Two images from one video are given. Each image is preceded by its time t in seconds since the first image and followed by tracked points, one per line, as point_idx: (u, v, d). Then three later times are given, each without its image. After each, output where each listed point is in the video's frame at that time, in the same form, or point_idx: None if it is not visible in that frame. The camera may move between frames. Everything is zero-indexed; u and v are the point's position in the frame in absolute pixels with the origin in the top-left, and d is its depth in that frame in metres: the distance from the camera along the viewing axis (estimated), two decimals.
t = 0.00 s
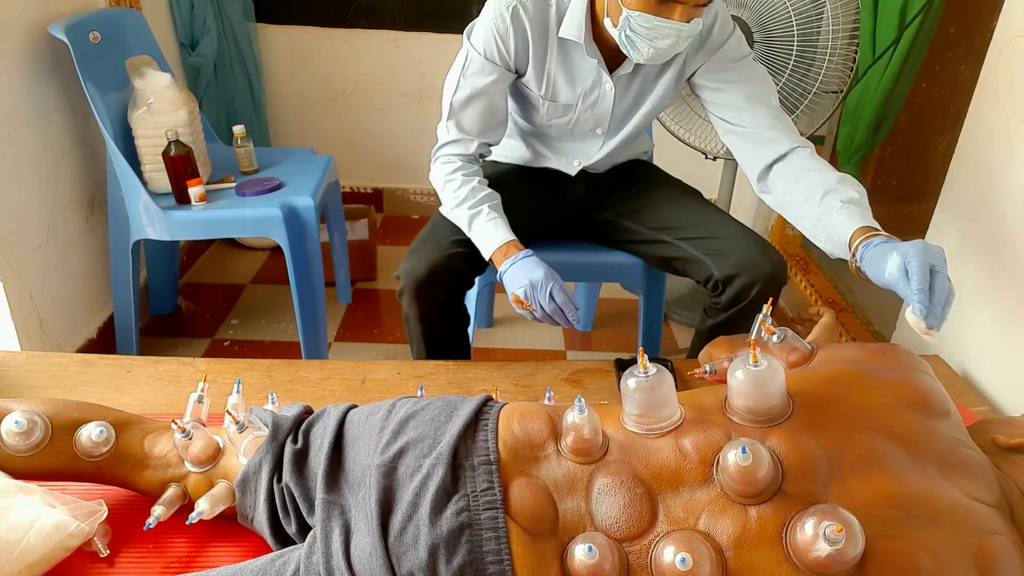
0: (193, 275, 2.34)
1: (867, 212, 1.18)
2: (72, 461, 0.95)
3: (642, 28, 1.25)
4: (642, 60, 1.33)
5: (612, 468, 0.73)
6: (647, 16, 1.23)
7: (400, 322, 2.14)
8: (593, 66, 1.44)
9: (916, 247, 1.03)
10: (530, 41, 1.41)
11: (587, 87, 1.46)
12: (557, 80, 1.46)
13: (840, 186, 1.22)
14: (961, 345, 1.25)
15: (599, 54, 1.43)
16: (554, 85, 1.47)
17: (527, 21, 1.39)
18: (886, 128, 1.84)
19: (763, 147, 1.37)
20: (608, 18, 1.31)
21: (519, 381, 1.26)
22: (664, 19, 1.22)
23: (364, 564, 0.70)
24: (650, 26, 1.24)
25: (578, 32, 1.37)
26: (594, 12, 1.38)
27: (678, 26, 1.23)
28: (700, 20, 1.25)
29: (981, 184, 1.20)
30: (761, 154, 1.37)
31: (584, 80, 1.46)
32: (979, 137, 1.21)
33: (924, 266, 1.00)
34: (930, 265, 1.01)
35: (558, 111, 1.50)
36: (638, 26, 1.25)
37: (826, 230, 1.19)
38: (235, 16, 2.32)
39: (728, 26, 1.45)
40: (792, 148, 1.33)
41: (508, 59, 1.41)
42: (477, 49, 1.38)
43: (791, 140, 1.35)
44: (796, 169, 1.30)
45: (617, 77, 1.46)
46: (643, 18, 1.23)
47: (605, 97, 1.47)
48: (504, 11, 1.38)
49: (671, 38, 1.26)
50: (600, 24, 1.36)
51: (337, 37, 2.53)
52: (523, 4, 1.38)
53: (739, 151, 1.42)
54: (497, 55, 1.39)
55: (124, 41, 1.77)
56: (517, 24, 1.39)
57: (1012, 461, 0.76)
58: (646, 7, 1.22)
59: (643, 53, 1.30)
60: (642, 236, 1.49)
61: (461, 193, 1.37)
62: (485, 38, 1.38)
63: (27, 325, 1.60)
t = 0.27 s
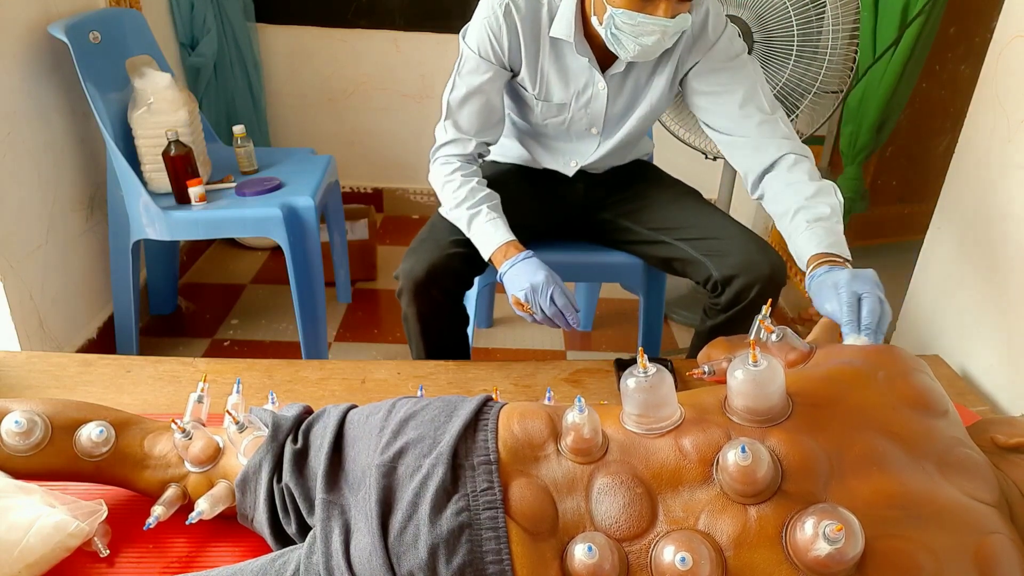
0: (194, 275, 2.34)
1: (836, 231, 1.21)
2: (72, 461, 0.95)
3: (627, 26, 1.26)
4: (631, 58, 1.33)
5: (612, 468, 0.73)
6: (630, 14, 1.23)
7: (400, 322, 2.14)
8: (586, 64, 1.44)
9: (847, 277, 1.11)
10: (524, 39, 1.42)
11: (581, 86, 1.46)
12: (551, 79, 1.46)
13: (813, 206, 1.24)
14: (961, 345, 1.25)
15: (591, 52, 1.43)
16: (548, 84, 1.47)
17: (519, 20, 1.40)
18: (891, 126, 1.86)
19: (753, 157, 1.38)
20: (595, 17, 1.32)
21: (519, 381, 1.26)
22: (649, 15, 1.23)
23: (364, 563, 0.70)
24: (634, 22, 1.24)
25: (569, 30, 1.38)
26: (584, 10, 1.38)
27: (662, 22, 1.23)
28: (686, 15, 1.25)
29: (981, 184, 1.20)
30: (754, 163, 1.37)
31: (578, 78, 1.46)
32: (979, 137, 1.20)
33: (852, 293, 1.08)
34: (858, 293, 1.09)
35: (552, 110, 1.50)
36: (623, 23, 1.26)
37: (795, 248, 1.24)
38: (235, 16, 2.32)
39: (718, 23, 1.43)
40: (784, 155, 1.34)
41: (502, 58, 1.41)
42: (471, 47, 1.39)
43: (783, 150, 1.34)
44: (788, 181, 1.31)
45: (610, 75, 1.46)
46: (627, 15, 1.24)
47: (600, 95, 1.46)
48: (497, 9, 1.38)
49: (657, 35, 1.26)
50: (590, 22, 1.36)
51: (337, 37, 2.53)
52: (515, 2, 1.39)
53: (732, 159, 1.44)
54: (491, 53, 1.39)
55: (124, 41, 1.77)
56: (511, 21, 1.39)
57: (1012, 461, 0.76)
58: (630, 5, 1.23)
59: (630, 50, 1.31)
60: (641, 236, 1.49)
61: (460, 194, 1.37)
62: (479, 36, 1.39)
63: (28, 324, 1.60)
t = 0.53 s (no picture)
0: (194, 275, 2.34)
1: (859, 200, 1.22)
2: (72, 461, 0.95)
3: (613, 28, 1.26)
4: (621, 58, 1.34)
5: (612, 468, 0.73)
6: (615, 16, 1.24)
7: (400, 322, 2.14)
8: (578, 65, 1.44)
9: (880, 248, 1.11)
10: (517, 40, 1.42)
11: (576, 86, 1.47)
12: (545, 79, 1.47)
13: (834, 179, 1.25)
14: (961, 345, 1.25)
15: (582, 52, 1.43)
16: (543, 84, 1.48)
17: (513, 21, 1.40)
18: (887, 125, 1.84)
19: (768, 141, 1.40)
20: (582, 20, 1.32)
21: (519, 381, 1.26)
22: (634, 17, 1.23)
23: (364, 564, 0.70)
24: (621, 24, 1.25)
25: (558, 31, 1.38)
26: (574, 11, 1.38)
27: (647, 22, 1.23)
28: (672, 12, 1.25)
29: (981, 184, 1.20)
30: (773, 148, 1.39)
31: (573, 79, 1.46)
32: (979, 137, 1.20)
33: (879, 269, 1.09)
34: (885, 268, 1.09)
35: (548, 111, 1.50)
36: (609, 26, 1.26)
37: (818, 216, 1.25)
38: (235, 16, 2.32)
39: (716, 21, 1.44)
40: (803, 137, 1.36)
41: (497, 59, 1.42)
42: (465, 49, 1.40)
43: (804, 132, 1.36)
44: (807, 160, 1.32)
45: (604, 76, 1.46)
46: (612, 17, 1.24)
47: (594, 95, 1.46)
48: (489, 11, 1.39)
49: (643, 35, 1.26)
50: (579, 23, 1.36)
51: (337, 37, 2.53)
52: (509, 4, 1.39)
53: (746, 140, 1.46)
54: (485, 54, 1.40)
55: (124, 41, 1.77)
56: (504, 23, 1.40)
57: (1013, 461, 0.76)
58: (615, 7, 1.23)
59: (618, 51, 1.31)
60: (641, 236, 1.49)
61: (455, 194, 1.37)
62: (473, 38, 1.40)
63: (27, 324, 1.60)
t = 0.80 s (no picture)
0: (194, 275, 2.34)
1: (854, 222, 1.16)
2: (72, 461, 0.95)
3: (614, 26, 1.26)
4: (621, 56, 1.34)
5: (611, 468, 0.73)
6: (615, 14, 1.24)
7: (400, 322, 2.14)
8: (576, 64, 1.45)
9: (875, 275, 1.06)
10: (517, 38, 1.42)
11: (576, 85, 1.47)
12: (544, 79, 1.47)
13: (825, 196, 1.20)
14: (961, 345, 1.25)
15: (581, 51, 1.43)
16: (542, 83, 1.48)
17: (511, 19, 1.41)
18: (882, 125, 1.84)
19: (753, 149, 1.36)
20: (583, 18, 1.32)
21: (519, 381, 1.26)
22: (633, 14, 1.23)
23: (364, 563, 0.70)
24: (620, 22, 1.25)
25: (557, 30, 1.38)
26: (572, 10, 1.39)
27: (648, 20, 1.23)
28: (671, 11, 1.25)
29: (981, 184, 1.20)
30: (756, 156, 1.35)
31: (572, 77, 1.46)
32: (979, 137, 1.20)
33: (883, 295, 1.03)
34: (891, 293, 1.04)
35: (547, 110, 1.50)
36: (609, 23, 1.26)
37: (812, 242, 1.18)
38: (236, 16, 2.32)
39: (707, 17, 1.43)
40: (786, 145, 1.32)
41: (497, 57, 1.42)
42: (465, 48, 1.40)
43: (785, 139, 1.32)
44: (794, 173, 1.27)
45: (603, 74, 1.46)
46: (613, 15, 1.24)
47: (594, 93, 1.46)
48: (489, 9, 1.39)
49: (643, 32, 1.26)
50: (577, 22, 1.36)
51: (337, 37, 2.53)
52: (508, 2, 1.40)
53: (733, 148, 1.42)
54: (485, 52, 1.40)
55: (124, 41, 1.77)
56: (504, 21, 1.40)
57: (1012, 461, 0.76)
58: (615, 5, 1.23)
59: (619, 49, 1.31)
60: (641, 236, 1.49)
61: (457, 193, 1.37)
62: (473, 36, 1.40)
63: (27, 324, 1.60)
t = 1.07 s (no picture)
0: (194, 275, 2.34)
1: (833, 220, 1.23)
2: (72, 461, 0.95)
3: (607, 24, 1.26)
4: (617, 54, 1.34)
5: (612, 468, 0.73)
6: (608, 13, 1.24)
7: (400, 322, 2.14)
8: (576, 63, 1.44)
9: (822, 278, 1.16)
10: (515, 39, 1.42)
11: (574, 84, 1.47)
12: (542, 79, 1.47)
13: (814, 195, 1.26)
14: (961, 344, 1.25)
15: (580, 50, 1.43)
16: (541, 83, 1.48)
17: (509, 19, 1.40)
18: (886, 126, 1.84)
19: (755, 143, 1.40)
20: (579, 18, 1.32)
21: (518, 381, 1.26)
22: (626, 12, 1.23)
23: (364, 563, 0.70)
24: (614, 21, 1.25)
25: (555, 29, 1.38)
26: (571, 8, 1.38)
27: (640, 18, 1.23)
28: (667, 7, 1.24)
29: (981, 184, 1.19)
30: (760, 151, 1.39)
31: (570, 77, 1.46)
32: (979, 137, 1.20)
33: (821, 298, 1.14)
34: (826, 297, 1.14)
35: (546, 109, 1.50)
36: (603, 23, 1.26)
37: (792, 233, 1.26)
38: (236, 16, 2.32)
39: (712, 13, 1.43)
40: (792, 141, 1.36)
41: (494, 58, 1.42)
42: (462, 49, 1.40)
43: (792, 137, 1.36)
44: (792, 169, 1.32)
45: (601, 73, 1.47)
46: (605, 14, 1.24)
47: (592, 93, 1.46)
48: (486, 9, 1.39)
49: (637, 31, 1.26)
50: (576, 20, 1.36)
51: (337, 37, 2.53)
52: (505, 3, 1.40)
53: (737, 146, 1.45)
54: (482, 53, 1.40)
55: (124, 41, 1.77)
56: (501, 21, 1.40)
57: (1012, 460, 0.76)
58: (608, 5, 1.23)
59: (613, 47, 1.31)
60: (641, 236, 1.49)
61: (454, 193, 1.38)
62: (470, 37, 1.40)
63: (27, 324, 1.60)
